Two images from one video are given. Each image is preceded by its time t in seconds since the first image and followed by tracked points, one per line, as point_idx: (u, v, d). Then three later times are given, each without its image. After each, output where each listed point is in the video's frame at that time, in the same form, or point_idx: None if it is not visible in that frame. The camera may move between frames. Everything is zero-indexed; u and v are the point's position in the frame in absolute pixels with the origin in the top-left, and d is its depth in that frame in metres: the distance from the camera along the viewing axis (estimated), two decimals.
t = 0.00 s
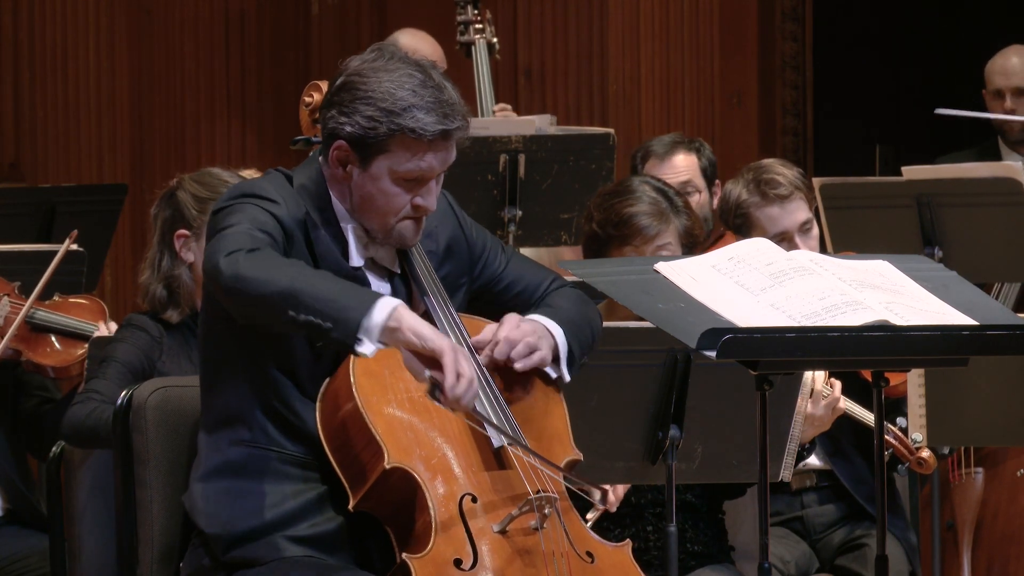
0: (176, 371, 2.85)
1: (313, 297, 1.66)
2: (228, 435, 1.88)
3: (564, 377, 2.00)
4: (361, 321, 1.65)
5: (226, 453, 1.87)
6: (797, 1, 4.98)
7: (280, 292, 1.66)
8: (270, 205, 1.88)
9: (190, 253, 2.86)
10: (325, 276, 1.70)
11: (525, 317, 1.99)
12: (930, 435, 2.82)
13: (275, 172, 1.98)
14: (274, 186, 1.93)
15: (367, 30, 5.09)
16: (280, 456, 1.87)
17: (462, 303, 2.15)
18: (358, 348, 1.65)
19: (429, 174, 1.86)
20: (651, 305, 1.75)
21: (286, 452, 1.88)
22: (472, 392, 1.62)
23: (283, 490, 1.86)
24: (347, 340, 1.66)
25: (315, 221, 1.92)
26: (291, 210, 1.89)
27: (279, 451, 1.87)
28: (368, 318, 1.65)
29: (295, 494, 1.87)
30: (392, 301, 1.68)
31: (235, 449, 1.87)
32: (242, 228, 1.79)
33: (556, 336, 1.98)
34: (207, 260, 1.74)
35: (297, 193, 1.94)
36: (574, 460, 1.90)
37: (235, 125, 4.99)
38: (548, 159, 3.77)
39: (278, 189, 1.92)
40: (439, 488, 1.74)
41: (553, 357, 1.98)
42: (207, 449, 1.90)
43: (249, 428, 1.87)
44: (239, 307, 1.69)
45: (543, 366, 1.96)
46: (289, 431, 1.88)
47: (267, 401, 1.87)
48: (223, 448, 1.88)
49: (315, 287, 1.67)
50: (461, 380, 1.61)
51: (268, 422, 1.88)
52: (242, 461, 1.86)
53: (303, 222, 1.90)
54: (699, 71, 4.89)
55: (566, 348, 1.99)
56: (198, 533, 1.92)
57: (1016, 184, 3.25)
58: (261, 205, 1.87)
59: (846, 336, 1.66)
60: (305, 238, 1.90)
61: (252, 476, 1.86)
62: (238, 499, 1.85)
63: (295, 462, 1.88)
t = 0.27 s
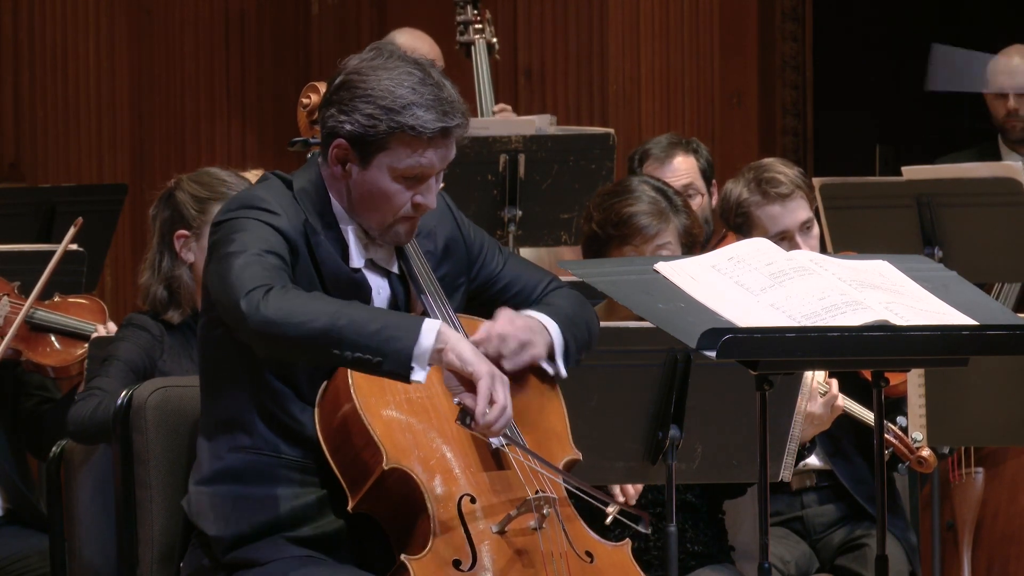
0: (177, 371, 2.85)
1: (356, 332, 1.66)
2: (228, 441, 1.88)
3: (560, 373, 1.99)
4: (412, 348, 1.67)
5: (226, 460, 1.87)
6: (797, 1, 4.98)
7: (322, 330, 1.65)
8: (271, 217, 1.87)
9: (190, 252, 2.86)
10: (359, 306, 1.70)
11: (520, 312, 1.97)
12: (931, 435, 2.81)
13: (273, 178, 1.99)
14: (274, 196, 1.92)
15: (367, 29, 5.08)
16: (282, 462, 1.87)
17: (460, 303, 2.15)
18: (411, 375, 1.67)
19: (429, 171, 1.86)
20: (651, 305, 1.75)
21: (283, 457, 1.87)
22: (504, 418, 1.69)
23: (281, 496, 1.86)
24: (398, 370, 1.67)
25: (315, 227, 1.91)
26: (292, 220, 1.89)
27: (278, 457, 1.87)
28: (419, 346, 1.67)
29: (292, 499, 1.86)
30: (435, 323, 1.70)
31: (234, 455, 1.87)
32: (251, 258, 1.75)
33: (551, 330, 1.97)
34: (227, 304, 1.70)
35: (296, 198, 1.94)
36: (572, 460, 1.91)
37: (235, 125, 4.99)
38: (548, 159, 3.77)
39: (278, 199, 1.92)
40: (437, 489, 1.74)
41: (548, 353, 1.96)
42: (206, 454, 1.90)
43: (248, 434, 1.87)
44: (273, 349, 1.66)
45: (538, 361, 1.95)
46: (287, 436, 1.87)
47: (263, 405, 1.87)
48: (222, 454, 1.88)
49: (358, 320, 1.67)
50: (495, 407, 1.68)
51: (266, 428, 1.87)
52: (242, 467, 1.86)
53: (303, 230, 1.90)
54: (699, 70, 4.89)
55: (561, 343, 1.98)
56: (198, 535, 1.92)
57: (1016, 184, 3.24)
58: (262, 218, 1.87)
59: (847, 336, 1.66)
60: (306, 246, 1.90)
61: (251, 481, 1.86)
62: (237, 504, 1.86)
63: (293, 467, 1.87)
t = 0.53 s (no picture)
0: (177, 371, 2.85)
1: (370, 342, 1.67)
2: (227, 444, 1.88)
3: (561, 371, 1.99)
4: (429, 352, 1.69)
5: (225, 463, 1.87)
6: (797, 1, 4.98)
7: (340, 346, 1.66)
8: (271, 224, 1.87)
9: (188, 254, 2.85)
10: (370, 314, 1.71)
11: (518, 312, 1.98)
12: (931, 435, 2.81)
13: (273, 180, 1.98)
14: (273, 201, 1.92)
15: (366, 28, 5.08)
16: (283, 464, 1.87)
17: (458, 305, 2.15)
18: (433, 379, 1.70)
19: (429, 171, 1.86)
20: (651, 304, 1.75)
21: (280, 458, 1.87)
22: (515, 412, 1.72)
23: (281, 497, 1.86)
24: (419, 376, 1.70)
25: (314, 230, 1.91)
26: (292, 226, 1.89)
27: (277, 458, 1.87)
28: (436, 348, 1.70)
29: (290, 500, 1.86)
30: (447, 322, 1.73)
31: (233, 457, 1.87)
32: (256, 277, 1.75)
33: (550, 328, 1.97)
34: (239, 329, 1.70)
35: (296, 201, 1.94)
36: (572, 460, 1.90)
37: (235, 125, 4.99)
38: (548, 159, 3.77)
39: (277, 204, 1.92)
40: (438, 489, 1.74)
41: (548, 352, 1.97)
42: (206, 456, 1.91)
43: (247, 436, 1.87)
44: (290, 368, 1.67)
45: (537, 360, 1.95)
46: (286, 437, 1.87)
47: (262, 408, 1.86)
48: (222, 457, 1.88)
49: (373, 331, 1.68)
50: (505, 402, 1.71)
51: (263, 430, 1.87)
52: (241, 469, 1.87)
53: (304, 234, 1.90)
54: (699, 70, 4.88)
55: (561, 341, 1.98)
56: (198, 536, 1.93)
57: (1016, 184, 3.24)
58: (262, 226, 1.86)
59: (846, 336, 1.66)
60: (307, 252, 1.90)
61: (252, 483, 1.87)
62: (238, 507, 1.86)
63: (289, 469, 1.87)
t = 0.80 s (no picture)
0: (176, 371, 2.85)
1: (414, 383, 1.68)
2: (227, 445, 1.89)
3: (561, 373, 2.01)
4: (467, 389, 1.70)
5: (224, 466, 1.88)
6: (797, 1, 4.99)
7: (383, 388, 1.67)
8: (279, 238, 1.85)
9: (186, 258, 2.85)
10: (409, 351, 1.72)
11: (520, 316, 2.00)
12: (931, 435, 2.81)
13: (274, 185, 1.97)
14: (276, 208, 1.90)
15: (367, 28, 5.08)
16: (280, 464, 1.86)
17: (456, 305, 2.15)
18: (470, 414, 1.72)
19: (431, 174, 1.86)
20: (651, 305, 1.75)
21: (277, 459, 1.86)
22: (547, 444, 1.72)
23: (282, 497, 1.86)
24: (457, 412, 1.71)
25: (316, 233, 1.91)
26: (299, 238, 1.87)
27: (275, 461, 1.86)
28: (474, 383, 1.71)
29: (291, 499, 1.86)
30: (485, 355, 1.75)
31: (232, 459, 1.87)
32: (289, 310, 1.73)
33: (551, 329, 2.00)
34: (276, 365, 1.69)
35: (297, 206, 1.93)
36: (571, 459, 1.90)
37: (235, 125, 4.99)
38: (548, 159, 3.77)
39: (279, 208, 1.91)
40: (438, 488, 1.74)
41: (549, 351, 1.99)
42: (205, 459, 1.92)
43: (248, 439, 1.87)
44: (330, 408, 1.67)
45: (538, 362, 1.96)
46: (281, 437, 1.87)
47: (262, 408, 1.86)
48: (221, 460, 1.88)
49: (412, 369, 1.69)
50: (537, 432, 1.71)
51: (262, 432, 1.86)
52: (241, 470, 1.87)
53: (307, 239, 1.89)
54: (699, 70, 4.89)
55: (561, 342, 2.01)
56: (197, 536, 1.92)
57: (1016, 184, 3.24)
58: (270, 241, 1.84)
59: (846, 336, 1.66)
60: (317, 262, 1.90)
61: (252, 484, 1.87)
62: (238, 508, 1.86)
63: (287, 471, 1.87)
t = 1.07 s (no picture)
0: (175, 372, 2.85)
1: (385, 340, 1.64)
2: (232, 440, 1.89)
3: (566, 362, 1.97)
4: (438, 355, 1.66)
5: (231, 459, 1.87)
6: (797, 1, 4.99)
7: (351, 342, 1.63)
8: (282, 217, 1.86)
9: (186, 258, 2.86)
10: (388, 315, 1.68)
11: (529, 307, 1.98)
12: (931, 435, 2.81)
13: (281, 177, 1.98)
14: (284, 195, 1.92)
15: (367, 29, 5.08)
16: (285, 459, 1.87)
17: (465, 301, 2.15)
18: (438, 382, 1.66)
19: (435, 169, 1.86)
20: (651, 305, 1.75)
21: (287, 453, 1.87)
22: (527, 418, 1.70)
23: (287, 492, 1.86)
24: (427, 379, 1.66)
25: (324, 227, 1.91)
26: (303, 221, 1.88)
27: (282, 454, 1.87)
28: (445, 353, 1.66)
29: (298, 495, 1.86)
30: (457, 328, 1.69)
31: (238, 454, 1.87)
32: (266, 268, 1.72)
33: (556, 318, 1.96)
34: (249, 313, 1.68)
35: (304, 197, 1.94)
36: (576, 457, 1.91)
37: (235, 125, 4.99)
38: (548, 159, 3.77)
39: (285, 196, 1.91)
40: (442, 486, 1.74)
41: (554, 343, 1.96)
42: (209, 453, 1.91)
43: (255, 431, 1.87)
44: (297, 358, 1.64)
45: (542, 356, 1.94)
46: (290, 431, 1.88)
47: (266, 403, 1.87)
48: (228, 453, 1.88)
49: (386, 330, 1.65)
50: (518, 407, 1.68)
51: (270, 426, 1.87)
52: (247, 465, 1.87)
53: (314, 231, 1.90)
54: (699, 70, 4.89)
55: (567, 330, 1.97)
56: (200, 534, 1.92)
57: (1016, 184, 3.24)
58: (274, 219, 1.85)
59: (846, 336, 1.66)
60: (318, 248, 1.90)
61: (256, 480, 1.87)
62: (243, 504, 1.87)
63: (296, 466, 1.87)
